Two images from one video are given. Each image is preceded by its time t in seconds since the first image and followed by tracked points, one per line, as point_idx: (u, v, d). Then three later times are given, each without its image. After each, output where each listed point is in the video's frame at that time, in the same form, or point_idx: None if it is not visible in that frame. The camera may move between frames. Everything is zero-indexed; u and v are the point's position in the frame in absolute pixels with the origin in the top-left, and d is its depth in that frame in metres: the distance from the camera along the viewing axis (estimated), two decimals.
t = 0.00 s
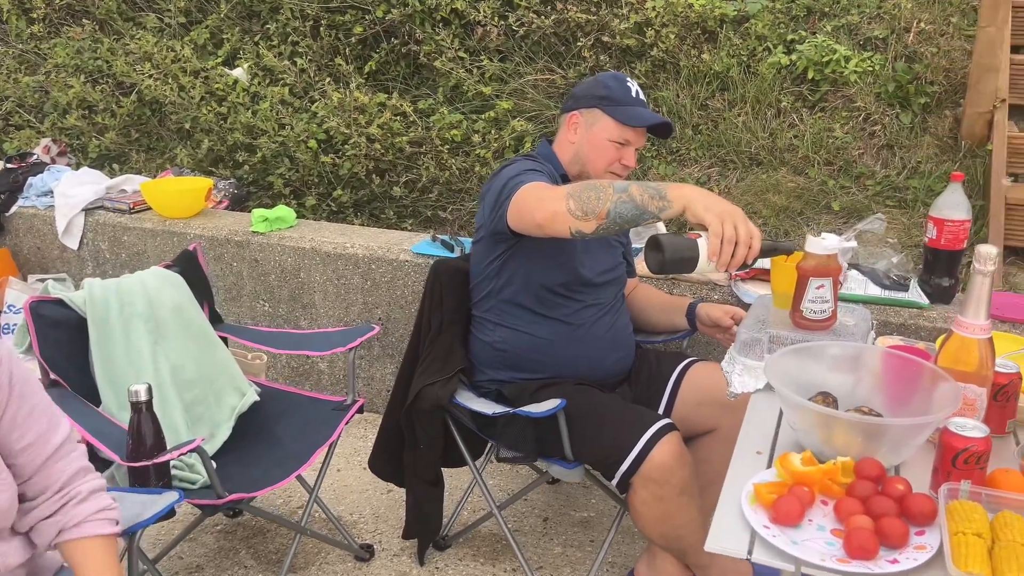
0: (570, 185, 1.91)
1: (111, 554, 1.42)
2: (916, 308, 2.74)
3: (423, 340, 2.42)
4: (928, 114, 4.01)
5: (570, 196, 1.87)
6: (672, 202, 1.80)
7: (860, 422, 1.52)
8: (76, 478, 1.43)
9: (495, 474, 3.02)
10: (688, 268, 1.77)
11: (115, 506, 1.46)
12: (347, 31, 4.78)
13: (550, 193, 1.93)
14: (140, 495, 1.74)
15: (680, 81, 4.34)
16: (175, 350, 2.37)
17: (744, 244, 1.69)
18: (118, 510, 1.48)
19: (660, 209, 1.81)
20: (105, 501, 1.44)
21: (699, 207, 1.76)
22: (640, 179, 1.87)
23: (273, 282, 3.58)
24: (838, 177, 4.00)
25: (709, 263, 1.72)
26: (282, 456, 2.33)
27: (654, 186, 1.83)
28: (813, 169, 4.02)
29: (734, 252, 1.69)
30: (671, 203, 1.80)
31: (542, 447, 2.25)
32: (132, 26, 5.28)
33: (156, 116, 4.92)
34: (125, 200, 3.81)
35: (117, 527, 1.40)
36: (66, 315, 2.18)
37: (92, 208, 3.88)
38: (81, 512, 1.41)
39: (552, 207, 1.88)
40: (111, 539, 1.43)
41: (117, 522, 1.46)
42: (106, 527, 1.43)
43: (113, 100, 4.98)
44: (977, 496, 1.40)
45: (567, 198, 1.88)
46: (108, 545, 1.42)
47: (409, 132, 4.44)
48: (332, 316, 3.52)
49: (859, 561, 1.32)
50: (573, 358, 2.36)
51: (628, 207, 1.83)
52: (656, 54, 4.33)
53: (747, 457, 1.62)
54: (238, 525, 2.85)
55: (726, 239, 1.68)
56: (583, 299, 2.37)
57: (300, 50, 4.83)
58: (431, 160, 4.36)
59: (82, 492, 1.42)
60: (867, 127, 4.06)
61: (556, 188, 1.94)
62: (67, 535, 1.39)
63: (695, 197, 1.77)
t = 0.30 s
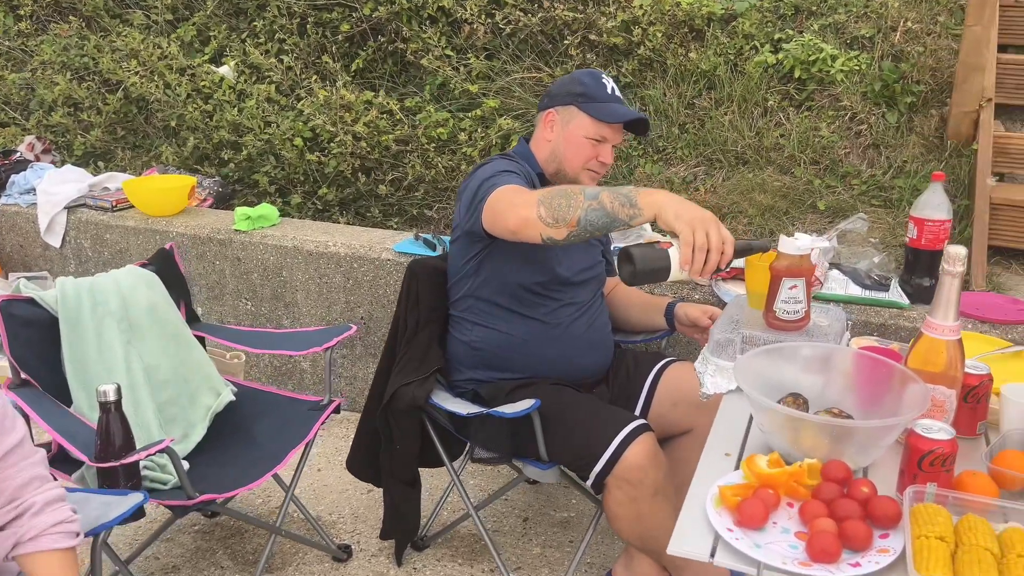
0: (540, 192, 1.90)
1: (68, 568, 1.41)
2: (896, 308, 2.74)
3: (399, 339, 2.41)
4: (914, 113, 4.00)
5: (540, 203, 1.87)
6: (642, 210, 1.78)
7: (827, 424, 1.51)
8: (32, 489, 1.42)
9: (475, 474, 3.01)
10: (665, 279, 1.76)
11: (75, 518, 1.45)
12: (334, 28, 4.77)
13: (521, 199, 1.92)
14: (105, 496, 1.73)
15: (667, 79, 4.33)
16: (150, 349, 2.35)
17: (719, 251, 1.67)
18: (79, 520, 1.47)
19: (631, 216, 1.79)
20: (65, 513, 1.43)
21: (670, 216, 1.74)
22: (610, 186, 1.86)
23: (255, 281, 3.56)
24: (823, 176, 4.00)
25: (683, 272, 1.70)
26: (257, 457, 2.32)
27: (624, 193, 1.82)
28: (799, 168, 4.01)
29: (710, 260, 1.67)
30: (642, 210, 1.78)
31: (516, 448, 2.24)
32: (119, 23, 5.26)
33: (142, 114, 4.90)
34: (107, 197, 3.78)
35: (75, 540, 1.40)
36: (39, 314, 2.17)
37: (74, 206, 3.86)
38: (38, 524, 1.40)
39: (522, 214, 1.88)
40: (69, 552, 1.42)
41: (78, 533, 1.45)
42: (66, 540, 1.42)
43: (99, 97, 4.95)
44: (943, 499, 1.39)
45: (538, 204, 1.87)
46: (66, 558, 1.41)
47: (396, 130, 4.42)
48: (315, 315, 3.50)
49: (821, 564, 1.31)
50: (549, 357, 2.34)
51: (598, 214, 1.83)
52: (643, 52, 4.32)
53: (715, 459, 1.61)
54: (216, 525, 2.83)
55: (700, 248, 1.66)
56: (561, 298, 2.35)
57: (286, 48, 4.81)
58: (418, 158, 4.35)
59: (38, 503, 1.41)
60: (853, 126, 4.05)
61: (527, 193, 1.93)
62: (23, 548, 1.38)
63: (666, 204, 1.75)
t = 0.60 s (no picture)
0: (492, 210, 1.90)
1: (8, 568, 1.52)
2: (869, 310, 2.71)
3: (364, 341, 2.39)
4: (897, 113, 3.97)
5: (491, 224, 1.87)
6: (593, 228, 1.77)
7: (774, 429, 1.49)
8: None
9: (448, 475, 3.00)
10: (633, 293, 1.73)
11: (14, 522, 1.55)
12: (319, 27, 4.76)
13: (473, 216, 1.91)
14: (53, 497, 1.74)
15: (651, 79, 4.32)
16: (112, 349, 2.34)
17: (680, 254, 1.69)
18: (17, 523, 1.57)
19: (582, 235, 1.79)
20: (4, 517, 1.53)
21: (625, 225, 1.72)
22: (559, 202, 1.85)
23: (232, 280, 3.55)
24: (806, 177, 3.98)
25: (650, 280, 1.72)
26: (216, 459, 2.31)
27: (574, 209, 1.81)
28: (782, 168, 3.99)
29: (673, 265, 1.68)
30: (593, 227, 1.77)
31: (478, 450, 2.22)
32: (105, 21, 5.25)
33: (126, 112, 4.89)
34: (86, 196, 3.78)
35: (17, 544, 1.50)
36: None
37: (53, 204, 3.85)
38: None
39: (474, 236, 1.87)
40: (9, 553, 1.52)
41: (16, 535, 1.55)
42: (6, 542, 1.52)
43: (84, 95, 4.94)
44: (886, 506, 1.37)
45: (490, 225, 1.87)
46: (7, 559, 1.52)
47: (379, 129, 4.42)
48: (291, 314, 3.49)
49: (757, 572, 1.29)
50: (512, 359, 2.33)
51: (550, 235, 1.83)
52: (627, 52, 4.31)
53: (664, 464, 1.60)
54: (185, 526, 2.82)
55: (664, 255, 1.67)
56: (524, 298, 2.32)
57: (271, 46, 4.80)
58: (400, 158, 4.34)
59: None
60: (837, 126, 4.02)
61: (479, 209, 1.92)
62: None
63: (620, 213, 1.74)
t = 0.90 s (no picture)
0: (443, 228, 1.88)
1: None
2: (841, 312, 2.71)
3: (329, 342, 2.38)
4: (882, 114, 3.93)
5: (446, 243, 1.86)
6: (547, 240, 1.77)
7: (715, 433, 1.48)
8: None
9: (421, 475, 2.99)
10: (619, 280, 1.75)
11: None
12: (306, 25, 4.75)
13: (426, 236, 1.89)
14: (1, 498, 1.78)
15: (637, 78, 4.30)
16: (76, 348, 2.34)
17: (642, 236, 1.64)
18: None
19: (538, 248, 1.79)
20: None
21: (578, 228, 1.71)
22: (509, 216, 1.83)
23: (211, 278, 3.55)
24: (790, 177, 3.96)
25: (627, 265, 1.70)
26: (178, 460, 2.31)
27: (523, 223, 1.81)
28: (766, 168, 3.98)
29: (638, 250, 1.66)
30: (546, 238, 1.76)
31: (438, 451, 2.21)
32: (96, 19, 5.26)
33: (115, 110, 4.89)
34: (68, 194, 3.78)
35: None
36: None
37: (36, 202, 3.86)
38: None
39: (430, 257, 1.87)
40: None
41: None
42: None
43: (73, 93, 4.95)
44: (822, 511, 1.35)
45: (445, 245, 1.86)
46: None
47: (364, 128, 4.42)
48: (270, 313, 3.49)
49: None
50: (475, 360, 2.32)
51: (505, 251, 1.82)
52: (612, 51, 4.29)
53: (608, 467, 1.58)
54: (156, 524, 2.83)
55: (623, 250, 1.64)
56: (485, 299, 2.33)
57: (258, 45, 4.80)
58: (385, 157, 4.35)
59: None
60: (822, 126, 4.00)
61: (433, 224, 1.90)
62: None
63: (568, 220, 1.73)
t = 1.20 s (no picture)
0: (391, 266, 1.96)
1: None
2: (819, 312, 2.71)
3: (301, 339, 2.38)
4: (871, 113, 3.92)
5: (402, 279, 1.97)
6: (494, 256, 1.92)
7: (664, 433, 1.48)
8: None
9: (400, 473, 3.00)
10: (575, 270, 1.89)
11: None
12: (299, 24, 4.76)
13: (377, 274, 1.97)
14: None
15: (626, 77, 4.29)
16: (51, 344, 2.36)
17: (580, 222, 1.80)
18: None
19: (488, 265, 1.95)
20: None
21: (522, 235, 1.86)
22: (452, 243, 1.96)
23: (198, 276, 3.57)
24: (778, 177, 3.95)
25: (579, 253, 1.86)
26: (152, 456, 2.33)
27: (467, 246, 1.95)
28: (754, 168, 3.97)
29: (580, 236, 1.82)
30: (494, 253, 1.92)
31: (406, 450, 2.22)
32: (92, 18, 5.30)
33: (109, 109, 4.92)
34: (57, 192, 3.81)
35: None
36: None
37: (25, 199, 3.89)
38: None
39: (388, 297, 1.97)
40: None
41: None
42: None
43: (68, 91, 4.98)
44: (766, 512, 1.35)
45: (400, 282, 1.96)
46: None
47: (355, 126, 4.44)
48: (255, 311, 3.50)
49: None
50: (446, 358, 2.32)
51: (457, 275, 1.98)
52: (602, 50, 4.28)
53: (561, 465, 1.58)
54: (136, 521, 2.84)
55: (569, 242, 1.80)
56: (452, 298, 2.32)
57: (251, 43, 4.81)
58: (375, 155, 4.37)
59: None
60: (811, 126, 3.99)
61: (388, 253, 1.97)
62: None
63: (509, 232, 1.88)
